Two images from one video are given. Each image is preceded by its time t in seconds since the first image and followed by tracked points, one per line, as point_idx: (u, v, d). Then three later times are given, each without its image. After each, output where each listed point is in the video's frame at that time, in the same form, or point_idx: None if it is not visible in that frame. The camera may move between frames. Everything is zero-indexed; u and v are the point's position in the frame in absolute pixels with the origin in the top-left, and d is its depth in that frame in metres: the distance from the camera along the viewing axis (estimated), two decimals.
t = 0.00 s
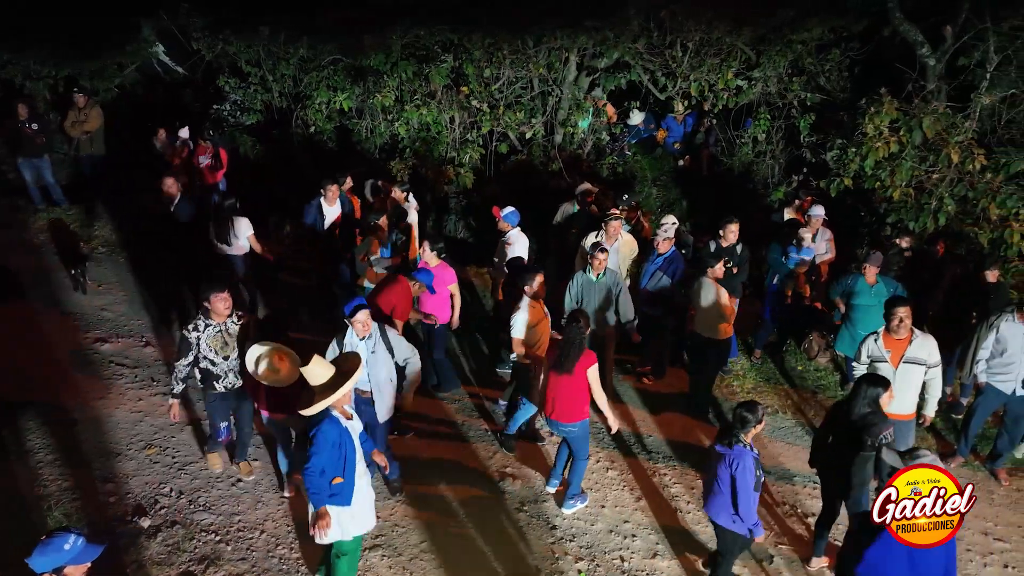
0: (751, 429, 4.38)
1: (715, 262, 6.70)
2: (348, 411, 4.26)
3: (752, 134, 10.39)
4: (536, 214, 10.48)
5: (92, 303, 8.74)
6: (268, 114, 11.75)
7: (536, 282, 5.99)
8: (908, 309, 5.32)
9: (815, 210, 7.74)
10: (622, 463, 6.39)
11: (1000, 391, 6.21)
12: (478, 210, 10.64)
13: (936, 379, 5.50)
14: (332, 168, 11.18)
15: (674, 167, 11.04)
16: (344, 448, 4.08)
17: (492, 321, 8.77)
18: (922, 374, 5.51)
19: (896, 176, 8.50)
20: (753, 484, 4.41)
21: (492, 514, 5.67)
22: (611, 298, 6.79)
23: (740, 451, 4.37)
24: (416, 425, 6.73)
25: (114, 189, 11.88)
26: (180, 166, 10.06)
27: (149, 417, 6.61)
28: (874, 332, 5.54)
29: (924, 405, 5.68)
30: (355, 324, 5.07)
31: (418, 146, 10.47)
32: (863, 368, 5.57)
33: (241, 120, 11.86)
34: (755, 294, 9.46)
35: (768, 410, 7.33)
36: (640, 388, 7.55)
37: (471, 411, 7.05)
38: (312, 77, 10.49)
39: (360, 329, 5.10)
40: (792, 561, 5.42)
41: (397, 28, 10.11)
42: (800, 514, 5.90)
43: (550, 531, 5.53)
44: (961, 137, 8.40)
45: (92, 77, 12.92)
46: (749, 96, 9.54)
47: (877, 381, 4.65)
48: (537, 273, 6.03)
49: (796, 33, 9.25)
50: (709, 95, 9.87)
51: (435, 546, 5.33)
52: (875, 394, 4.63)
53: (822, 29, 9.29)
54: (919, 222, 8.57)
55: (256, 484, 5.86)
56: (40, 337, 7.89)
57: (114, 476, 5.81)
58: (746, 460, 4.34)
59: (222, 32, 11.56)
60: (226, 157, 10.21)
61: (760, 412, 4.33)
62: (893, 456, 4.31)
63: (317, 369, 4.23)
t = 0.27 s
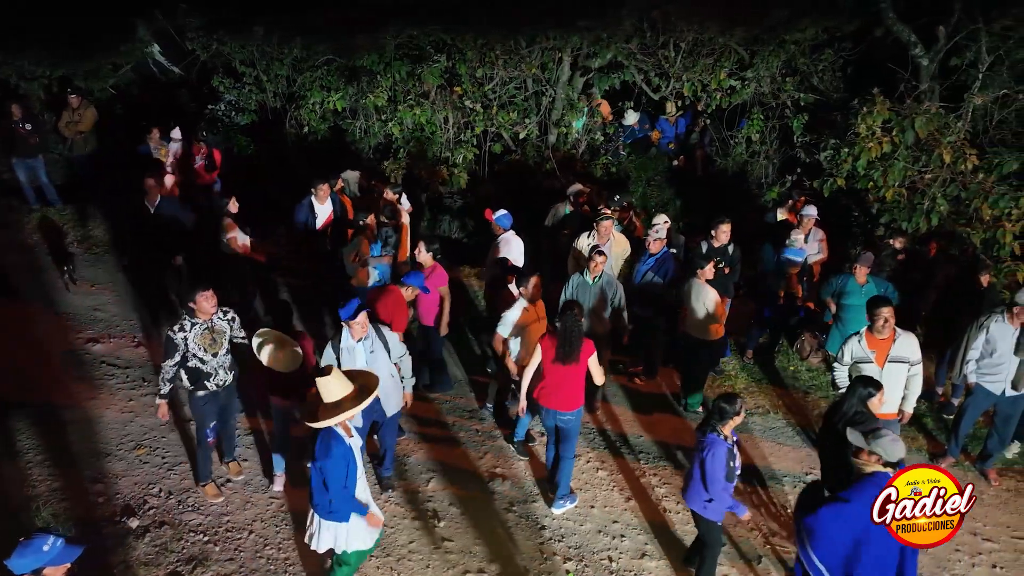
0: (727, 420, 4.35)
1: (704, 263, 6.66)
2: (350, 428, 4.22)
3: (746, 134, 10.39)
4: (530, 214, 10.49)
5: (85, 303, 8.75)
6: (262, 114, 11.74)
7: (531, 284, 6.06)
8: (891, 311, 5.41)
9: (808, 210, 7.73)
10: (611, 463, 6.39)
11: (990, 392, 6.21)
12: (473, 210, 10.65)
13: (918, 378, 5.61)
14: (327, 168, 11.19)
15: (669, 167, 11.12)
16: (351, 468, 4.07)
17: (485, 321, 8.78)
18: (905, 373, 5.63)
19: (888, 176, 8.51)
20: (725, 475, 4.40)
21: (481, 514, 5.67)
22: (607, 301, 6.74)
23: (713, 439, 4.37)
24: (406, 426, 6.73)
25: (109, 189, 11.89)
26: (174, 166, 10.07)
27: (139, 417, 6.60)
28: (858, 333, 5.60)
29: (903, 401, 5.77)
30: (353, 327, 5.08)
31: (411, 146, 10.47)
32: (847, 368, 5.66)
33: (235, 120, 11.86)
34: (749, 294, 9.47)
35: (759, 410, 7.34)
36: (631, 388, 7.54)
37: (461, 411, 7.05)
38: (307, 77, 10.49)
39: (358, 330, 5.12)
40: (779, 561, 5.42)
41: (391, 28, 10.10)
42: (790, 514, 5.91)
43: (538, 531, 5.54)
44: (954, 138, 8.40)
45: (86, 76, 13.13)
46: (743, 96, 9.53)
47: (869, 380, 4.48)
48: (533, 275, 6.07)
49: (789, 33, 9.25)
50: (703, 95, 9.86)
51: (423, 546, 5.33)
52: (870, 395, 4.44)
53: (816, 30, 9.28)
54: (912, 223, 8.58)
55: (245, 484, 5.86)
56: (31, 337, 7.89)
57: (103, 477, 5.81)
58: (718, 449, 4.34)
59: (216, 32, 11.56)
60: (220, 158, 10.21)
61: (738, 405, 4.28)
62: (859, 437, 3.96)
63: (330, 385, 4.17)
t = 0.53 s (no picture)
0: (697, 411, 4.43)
1: (691, 264, 6.67)
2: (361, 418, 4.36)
3: (738, 134, 10.39)
4: (522, 214, 10.50)
5: (75, 304, 8.74)
6: (255, 114, 11.73)
7: (523, 286, 5.92)
8: (878, 311, 5.30)
9: (798, 210, 7.72)
10: (597, 462, 6.40)
11: (976, 392, 6.20)
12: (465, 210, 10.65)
13: (904, 378, 5.49)
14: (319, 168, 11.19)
15: (662, 167, 11.17)
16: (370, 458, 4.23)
17: (476, 321, 8.78)
18: (892, 374, 5.49)
19: (878, 177, 8.52)
20: (685, 461, 4.51)
21: (466, 514, 5.69)
22: (595, 299, 6.77)
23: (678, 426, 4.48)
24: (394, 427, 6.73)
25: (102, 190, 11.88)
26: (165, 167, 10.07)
27: (127, 418, 6.60)
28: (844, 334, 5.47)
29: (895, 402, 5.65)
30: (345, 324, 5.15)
31: (404, 146, 10.47)
32: (835, 370, 5.52)
33: (228, 120, 11.86)
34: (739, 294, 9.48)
35: (748, 411, 7.32)
36: (620, 388, 7.54)
37: (449, 411, 7.06)
38: (298, 78, 10.47)
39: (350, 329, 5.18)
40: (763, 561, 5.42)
41: (382, 29, 10.10)
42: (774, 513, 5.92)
43: (523, 531, 5.56)
44: (944, 138, 8.41)
45: (79, 76, 13.14)
46: (733, 97, 9.52)
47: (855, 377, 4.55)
48: (524, 277, 5.92)
49: (780, 34, 9.25)
50: (694, 96, 9.85)
51: (407, 546, 5.35)
52: (856, 391, 4.51)
53: (807, 30, 9.28)
54: (903, 223, 8.59)
55: (230, 484, 5.86)
56: (20, 337, 7.88)
57: (89, 477, 5.81)
58: (683, 434, 4.46)
59: (209, 33, 11.56)
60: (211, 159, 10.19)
61: (706, 394, 4.35)
62: (825, 427, 3.81)
63: (343, 384, 4.28)
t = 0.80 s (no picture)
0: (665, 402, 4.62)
1: (676, 265, 6.67)
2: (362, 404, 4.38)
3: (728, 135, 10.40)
4: (512, 214, 10.52)
5: (63, 303, 8.75)
6: (246, 114, 11.73)
7: (511, 293, 5.78)
8: (861, 313, 5.27)
9: (784, 210, 7.76)
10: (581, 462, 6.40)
11: (959, 392, 6.19)
12: (456, 210, 10.67)
13: (884, 382, 5.44)
14: (311, 168, 11.22)
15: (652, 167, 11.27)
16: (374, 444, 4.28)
17: (464, 321, 8.80)
18: (872, 377, 5.46)
19: (865, 177, 8.54)
20: (649, 451, 4.67)
21: (449, 514, 5.69)
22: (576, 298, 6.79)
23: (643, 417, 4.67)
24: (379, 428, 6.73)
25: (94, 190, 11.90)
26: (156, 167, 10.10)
27: (112, 418, 6.61)
28: (825, 336, 5.46)
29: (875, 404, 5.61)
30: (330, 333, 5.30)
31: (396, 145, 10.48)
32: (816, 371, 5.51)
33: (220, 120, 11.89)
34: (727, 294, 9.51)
35: (734, 411, 7.34)
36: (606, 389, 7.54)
37: (434, 411, 7.07)
38: (287, 77, 10.41)
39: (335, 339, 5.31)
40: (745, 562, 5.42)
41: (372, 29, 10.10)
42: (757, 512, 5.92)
43: (505, 531, 5.56)
44: (931, 139, 8.45)
45: (71, 76, 13.12)
46: (722, 97, 9.54)
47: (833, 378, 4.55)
48: (511, 283, 5.77)
49: (768, 34, 9.25)
50: (684, 96, 9.86)
51: (388, 545, 5.35)
52: (836, 394, 4.47)
53: (796, 31, 9.29)
54: (890, 223, 8.61)
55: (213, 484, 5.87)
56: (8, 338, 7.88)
57: (72, 477, 5.82)
58: (647, 425, 4.63)
59: (200, 33, 11.58)
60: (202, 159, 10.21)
61: (676, 386, 4.55)
62: (780, 408, 3.96)
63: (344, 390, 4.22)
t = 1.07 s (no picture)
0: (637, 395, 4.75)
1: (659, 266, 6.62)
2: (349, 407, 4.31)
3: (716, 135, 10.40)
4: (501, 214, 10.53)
5: (51, 303, 8.76)
6: (236, 114, 11.71)
7: (498, 289, 5.83)
8: (834, 313, 5.42)
9: (771, 211, 7.78)
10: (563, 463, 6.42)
11: (941, 393, 6.18)
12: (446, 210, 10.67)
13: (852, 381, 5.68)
14: (301, 168, 11.22)
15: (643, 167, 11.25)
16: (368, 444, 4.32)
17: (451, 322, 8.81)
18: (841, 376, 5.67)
19: (852, 177, 8.54)
20: (622, 442, 4.82)
21: (429, 514, 5.71)
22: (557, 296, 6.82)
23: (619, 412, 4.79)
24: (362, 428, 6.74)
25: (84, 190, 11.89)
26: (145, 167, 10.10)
27: (95, 418, 6.62)
28: (798, 337, 5.58)
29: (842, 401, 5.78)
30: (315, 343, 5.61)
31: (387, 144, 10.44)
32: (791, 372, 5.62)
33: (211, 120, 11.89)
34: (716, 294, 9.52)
35: (719, 411, 7.35)
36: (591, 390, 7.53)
37: (419, 412, 7.08)
38: (276, 77, 10.37)
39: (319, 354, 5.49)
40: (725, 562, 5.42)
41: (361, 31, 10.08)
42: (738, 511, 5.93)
43: (485, 531, 5.58)
44: (917, 140, 8.46)
45: (62, 76, 13.25)
46: (710, 98, 9.52)
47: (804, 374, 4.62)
48: (499, 280, 5.81)
49: (756, 34, 9.24)
50: (672, 96, 9.85)
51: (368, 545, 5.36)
52: (809, 389, 4.54)
53: (785, 30, 9.26)
54: (877, 224, 8.63)
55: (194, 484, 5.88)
56: None
57: (53, 477, 5.83)
58: (622, 418, 4.76)
59: (191, 33, 11.58)
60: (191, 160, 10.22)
61: (648, 379, 4.71)
62: (739, 404, 3.96)
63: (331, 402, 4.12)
